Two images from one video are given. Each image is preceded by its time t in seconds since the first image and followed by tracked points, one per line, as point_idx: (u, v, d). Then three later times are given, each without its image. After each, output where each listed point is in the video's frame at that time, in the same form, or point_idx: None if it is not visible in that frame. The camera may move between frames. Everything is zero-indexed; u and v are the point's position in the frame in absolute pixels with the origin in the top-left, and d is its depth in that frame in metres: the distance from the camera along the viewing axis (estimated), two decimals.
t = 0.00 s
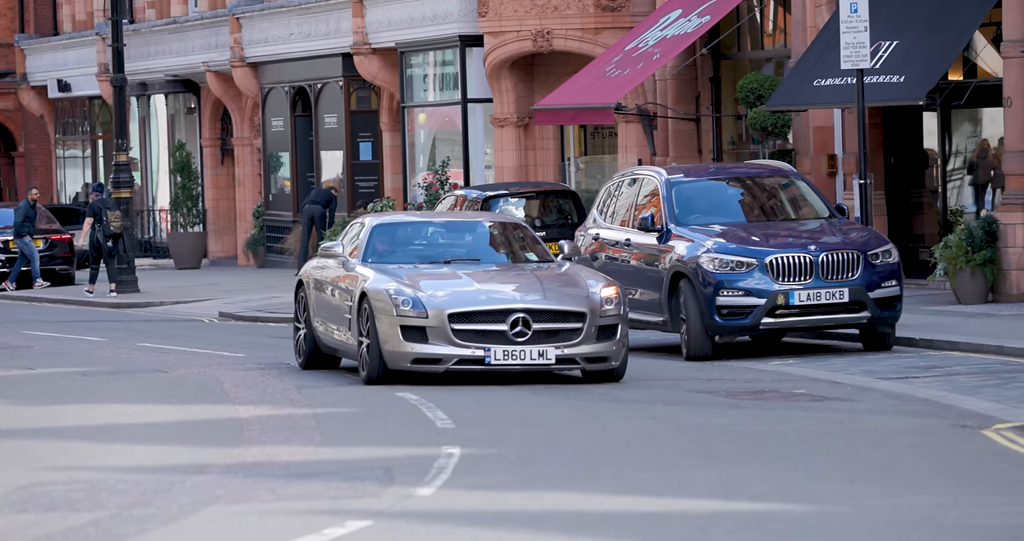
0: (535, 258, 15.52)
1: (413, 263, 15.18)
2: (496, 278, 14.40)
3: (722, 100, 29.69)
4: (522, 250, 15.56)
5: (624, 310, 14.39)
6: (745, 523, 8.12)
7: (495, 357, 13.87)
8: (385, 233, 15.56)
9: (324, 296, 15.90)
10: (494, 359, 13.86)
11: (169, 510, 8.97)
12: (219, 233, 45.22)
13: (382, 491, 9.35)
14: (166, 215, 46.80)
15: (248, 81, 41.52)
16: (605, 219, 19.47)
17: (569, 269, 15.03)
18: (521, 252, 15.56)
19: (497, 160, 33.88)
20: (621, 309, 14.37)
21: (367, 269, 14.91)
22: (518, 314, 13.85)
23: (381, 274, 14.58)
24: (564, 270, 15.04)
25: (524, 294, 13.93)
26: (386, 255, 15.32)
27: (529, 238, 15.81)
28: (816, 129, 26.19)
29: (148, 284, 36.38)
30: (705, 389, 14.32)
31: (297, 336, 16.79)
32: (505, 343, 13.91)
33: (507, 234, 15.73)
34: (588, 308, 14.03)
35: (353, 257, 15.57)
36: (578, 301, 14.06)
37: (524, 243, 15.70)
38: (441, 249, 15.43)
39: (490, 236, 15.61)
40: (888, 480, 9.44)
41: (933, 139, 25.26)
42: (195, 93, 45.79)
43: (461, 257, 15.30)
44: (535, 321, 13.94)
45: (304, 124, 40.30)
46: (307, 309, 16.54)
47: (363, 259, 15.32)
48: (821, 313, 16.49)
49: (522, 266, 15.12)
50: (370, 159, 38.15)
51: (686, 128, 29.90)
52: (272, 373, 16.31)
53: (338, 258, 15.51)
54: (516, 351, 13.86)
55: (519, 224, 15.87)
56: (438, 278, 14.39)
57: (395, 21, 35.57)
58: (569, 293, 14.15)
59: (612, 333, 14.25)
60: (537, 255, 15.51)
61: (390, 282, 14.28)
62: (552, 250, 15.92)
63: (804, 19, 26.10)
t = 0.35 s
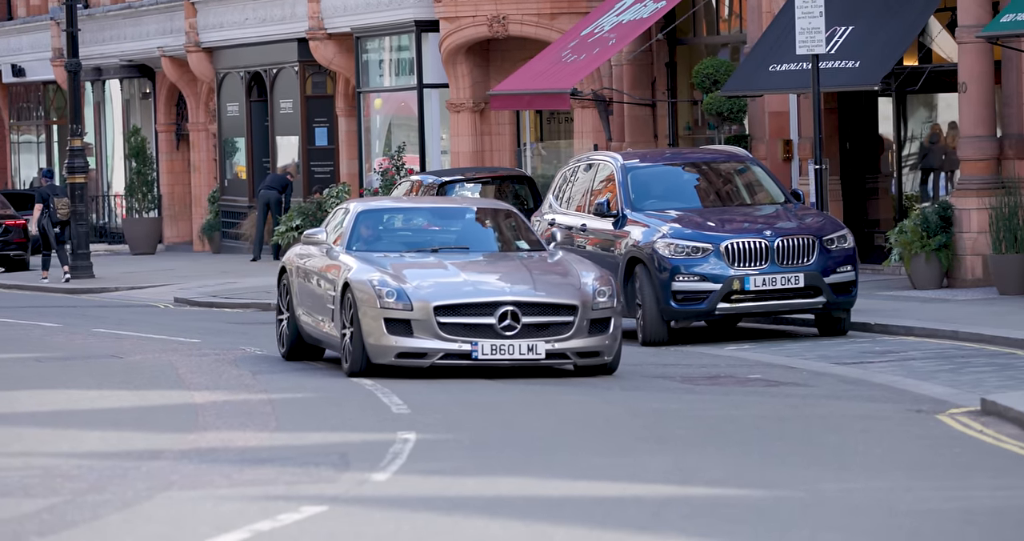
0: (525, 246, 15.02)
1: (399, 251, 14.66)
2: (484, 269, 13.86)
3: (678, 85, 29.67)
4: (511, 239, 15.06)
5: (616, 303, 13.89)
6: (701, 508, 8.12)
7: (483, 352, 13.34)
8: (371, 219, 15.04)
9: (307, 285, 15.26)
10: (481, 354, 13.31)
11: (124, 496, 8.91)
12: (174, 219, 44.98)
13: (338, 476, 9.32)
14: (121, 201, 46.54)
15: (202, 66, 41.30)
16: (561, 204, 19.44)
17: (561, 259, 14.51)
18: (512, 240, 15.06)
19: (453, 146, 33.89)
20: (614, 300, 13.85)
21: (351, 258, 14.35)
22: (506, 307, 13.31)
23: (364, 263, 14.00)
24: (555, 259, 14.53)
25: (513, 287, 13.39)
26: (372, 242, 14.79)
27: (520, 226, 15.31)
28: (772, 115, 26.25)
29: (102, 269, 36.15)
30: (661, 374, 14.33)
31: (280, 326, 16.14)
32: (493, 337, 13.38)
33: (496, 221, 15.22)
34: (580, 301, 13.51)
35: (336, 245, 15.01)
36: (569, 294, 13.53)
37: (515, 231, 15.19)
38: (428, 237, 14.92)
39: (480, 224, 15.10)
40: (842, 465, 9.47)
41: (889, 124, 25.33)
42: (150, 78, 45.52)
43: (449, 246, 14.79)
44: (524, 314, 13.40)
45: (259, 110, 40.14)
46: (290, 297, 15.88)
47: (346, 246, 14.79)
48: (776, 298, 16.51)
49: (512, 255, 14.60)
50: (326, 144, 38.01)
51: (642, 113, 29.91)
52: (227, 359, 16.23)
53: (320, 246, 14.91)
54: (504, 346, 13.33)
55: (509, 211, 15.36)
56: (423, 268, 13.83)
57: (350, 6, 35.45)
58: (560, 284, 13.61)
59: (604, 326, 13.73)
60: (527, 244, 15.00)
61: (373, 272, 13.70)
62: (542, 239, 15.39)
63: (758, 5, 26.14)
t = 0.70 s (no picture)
0: (522, 237, 14.26)
1: (391, 240, 13.90)
2: (479, 259, 13.14)
3: (641, 72, 29.61)
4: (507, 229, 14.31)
5: (616, 294, 13.16)
6: (665, 495, 8.10)
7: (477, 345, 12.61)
8: (362, 207, 14.28)
9: (295, 276, 14.45)
10: (476, 347, 12.59)
11: (86, 485, 8.84)
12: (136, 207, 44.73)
13: (300, 465, 9.27)
14: (82, 188, 46.27)
15: (164, 53, 41.08)
16: (524, 191, 19.40)
17: (559, 248, 13.77)
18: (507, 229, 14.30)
19: (416, 133, 33.81)
20: (614, 291, 13.14)
21: (340, 248, 13.60)
22: (502, 298, 12.60)
23: (354, 253, 13.28)
24: (552, 248, 13.79)
25: (509, 278, 12.68)
26: (363, 231, 14.04)
27: (517, 215, 14.57)
28: (735, 102, 26.32)
29: (63, 257, 35.94)
30: (625, 362, 14.30)
31: (269, 319, 15.31)
32: (488, 329, 12.66)
33: (492, 210, 14.47)
34: (579, 291, 12.80)
35: (325, 235, 14.26)
36: (567, 284, 12.82)
37: (510, 221, 14.44)
38: (422, 226, 14.17)
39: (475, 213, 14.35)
40: (806, 452, 9.46)
41: (852, 112, 25.37)
42: (112, 65, 45.28)
43: (443, 236, 14.04)
44: (520, 306, 12.69)
45: (222, 97, 39.93)
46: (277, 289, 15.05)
47: (335, 235, 14.05)
48: (739, 285, 16.51)
49: (508, 245, 13.84)
50: (289, 132, 37.90)
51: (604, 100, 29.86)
52: (190, 347, 16.15)
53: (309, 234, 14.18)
54: (498, 338, 12.60)
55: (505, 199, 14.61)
56: (415, 258, 13.12)
57: None
58: (558, 274, 12.91)
59: (604, 318, 13.02)
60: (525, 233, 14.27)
61: (362, 262, 13.00)
62: (539, 228, 14.65)
63: None
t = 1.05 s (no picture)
0: (524, 228, 13.65)
1: (388, 233, 13.31)
2: (479, 251, 12.61)
3: (610, 61, 29.59)
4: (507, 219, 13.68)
5: (621, 288, 12.63)
6: (635, 484, 8.09)
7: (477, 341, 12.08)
8: (358, 199, 13.68)
9: (290, 269, 13.89)
10: (475, 343, 12.06)
11: (55, 475, 8.79)
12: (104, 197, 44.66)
13: (270, 454, 9.24)
14: (51, 178, 46.13)
15: (133, 42, 40.98)
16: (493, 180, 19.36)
17: (562, 240, 13.22)
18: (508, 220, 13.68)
19: (385, 122, 33.88)
20: (619, 286, 12.61)
21: (335, 241, 13.04)
22: (502, 293, 12.07)
23: (350, 246, 12.74)
24: (555, 241, 13.23)
25: (510, 271, 12.15)
26: (359, 223, 13.45)
27: (519, 205, 13.94)
28: (704, 91, 26.34)
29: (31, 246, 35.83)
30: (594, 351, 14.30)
31: (261, 313, 14.75)
32: (488, 325, 12.13)
33: (494, 200, 13.84)
34: (582, 286, 12.27)
35: (321, 227, 13.68)
36: (571, 278, 12.29)
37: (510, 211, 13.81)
38: (421, 217, 13.55)
39: (474, 203, 13.73)
40: (775, 440, 9.47)
41: (822, 100, 25.38)
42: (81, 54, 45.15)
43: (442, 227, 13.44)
44: (522, 301, 12.16)
45: (191, 86, 39.81)
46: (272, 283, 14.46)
47: (331, 228, 13.46)
48: (709, 274, 16.50)
49: (509, 237, 13.25)
50: (257, 121, 37.87)
51: (573, 89, 29.88)
52: (160, 336, 16.12)
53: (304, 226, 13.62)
54: (499, 334, 12.07)
55: (506, 189, 13.99)
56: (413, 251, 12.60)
57: None
58: (561, 268, 12.38)
59: (608, 313, 12.51)
60: (528, 224, 13.64)
61: (359, 255, 12.47)
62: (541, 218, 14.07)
63: None
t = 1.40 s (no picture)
0: (522, 222, 13.19)
1: (382, 227, 12.84)
2: (476, 246, 12.14)
3: (578, 51, 29.57)
4: (506, 213, 13.22)
5: (623, 285, 12.19)
6: (602, 473, 8.08)
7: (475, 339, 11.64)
8: (352, 191, 13.20)
9: (282, 263, 13.35)
10: (473, 342, 11.61)
11: (22, 464, 8.75)
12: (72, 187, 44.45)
13: (238, 443, 9.20)
14: (19, 169, 45.94)
15: (102, 32, 40.82)
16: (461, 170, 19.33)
17: (561, 234, 12.75)
18: (507, 214, 13.22)
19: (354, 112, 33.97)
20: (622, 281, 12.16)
21: (327, 234, 12.56)
22: (501, 290, 11.62)
23: (343, 240, 12.25)
24: (555, 235, 12.78)
25: (509, 267, 11.70)
26: (353, 216, 12.97)
27: (518, 198, 13.48)
28: (673, 81, 26.35)
29: None
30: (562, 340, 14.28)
31: (253, 309, 14.21)
32: (486, 323, 11.69)
33: (491, 194, 13.38)
34: (584, 282, 11.82)
35: (313, 219, 13.18)
36: (572, 275, 11.84)
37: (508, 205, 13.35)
38: (416, 211, 13.08)
39: (472, 196, 13.26)
40: (742, 430, 9.47)
41: (789, 90, 25.42)
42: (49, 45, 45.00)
43: (439, 221, 12.96)
44: (521, 297, 11.72)
45: (159, 76, 39.68)
46: (263, 278, 13.92)
47: (324, 221, 12.98)
48: (677, 264, 16.52)
49: (507, 231, 12.80)
50: (226, 111, 37.78)
51: (541, 79, 29.88)
52: (128, 326, 16.07)
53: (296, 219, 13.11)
54: (498, 333, 11.64)
55: (503, 181, 13.52)
56: (408, 245, 12.13)
57: None
58: (562, 264, 11.93)
59: (610, 310, 12.07)
60: (526, 218, 13.19)
61: (352, 250, 12.00)
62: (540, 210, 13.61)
63: None
